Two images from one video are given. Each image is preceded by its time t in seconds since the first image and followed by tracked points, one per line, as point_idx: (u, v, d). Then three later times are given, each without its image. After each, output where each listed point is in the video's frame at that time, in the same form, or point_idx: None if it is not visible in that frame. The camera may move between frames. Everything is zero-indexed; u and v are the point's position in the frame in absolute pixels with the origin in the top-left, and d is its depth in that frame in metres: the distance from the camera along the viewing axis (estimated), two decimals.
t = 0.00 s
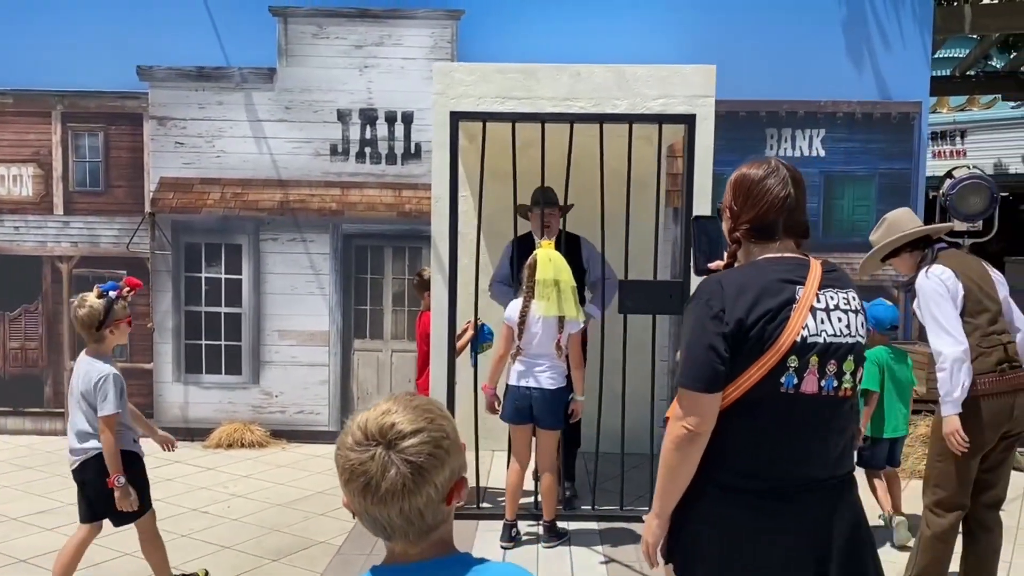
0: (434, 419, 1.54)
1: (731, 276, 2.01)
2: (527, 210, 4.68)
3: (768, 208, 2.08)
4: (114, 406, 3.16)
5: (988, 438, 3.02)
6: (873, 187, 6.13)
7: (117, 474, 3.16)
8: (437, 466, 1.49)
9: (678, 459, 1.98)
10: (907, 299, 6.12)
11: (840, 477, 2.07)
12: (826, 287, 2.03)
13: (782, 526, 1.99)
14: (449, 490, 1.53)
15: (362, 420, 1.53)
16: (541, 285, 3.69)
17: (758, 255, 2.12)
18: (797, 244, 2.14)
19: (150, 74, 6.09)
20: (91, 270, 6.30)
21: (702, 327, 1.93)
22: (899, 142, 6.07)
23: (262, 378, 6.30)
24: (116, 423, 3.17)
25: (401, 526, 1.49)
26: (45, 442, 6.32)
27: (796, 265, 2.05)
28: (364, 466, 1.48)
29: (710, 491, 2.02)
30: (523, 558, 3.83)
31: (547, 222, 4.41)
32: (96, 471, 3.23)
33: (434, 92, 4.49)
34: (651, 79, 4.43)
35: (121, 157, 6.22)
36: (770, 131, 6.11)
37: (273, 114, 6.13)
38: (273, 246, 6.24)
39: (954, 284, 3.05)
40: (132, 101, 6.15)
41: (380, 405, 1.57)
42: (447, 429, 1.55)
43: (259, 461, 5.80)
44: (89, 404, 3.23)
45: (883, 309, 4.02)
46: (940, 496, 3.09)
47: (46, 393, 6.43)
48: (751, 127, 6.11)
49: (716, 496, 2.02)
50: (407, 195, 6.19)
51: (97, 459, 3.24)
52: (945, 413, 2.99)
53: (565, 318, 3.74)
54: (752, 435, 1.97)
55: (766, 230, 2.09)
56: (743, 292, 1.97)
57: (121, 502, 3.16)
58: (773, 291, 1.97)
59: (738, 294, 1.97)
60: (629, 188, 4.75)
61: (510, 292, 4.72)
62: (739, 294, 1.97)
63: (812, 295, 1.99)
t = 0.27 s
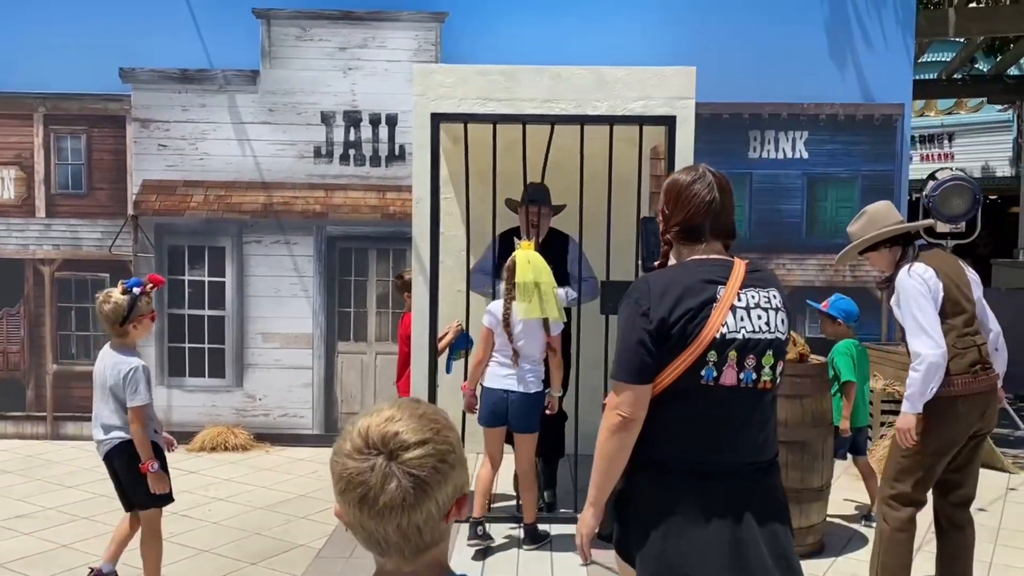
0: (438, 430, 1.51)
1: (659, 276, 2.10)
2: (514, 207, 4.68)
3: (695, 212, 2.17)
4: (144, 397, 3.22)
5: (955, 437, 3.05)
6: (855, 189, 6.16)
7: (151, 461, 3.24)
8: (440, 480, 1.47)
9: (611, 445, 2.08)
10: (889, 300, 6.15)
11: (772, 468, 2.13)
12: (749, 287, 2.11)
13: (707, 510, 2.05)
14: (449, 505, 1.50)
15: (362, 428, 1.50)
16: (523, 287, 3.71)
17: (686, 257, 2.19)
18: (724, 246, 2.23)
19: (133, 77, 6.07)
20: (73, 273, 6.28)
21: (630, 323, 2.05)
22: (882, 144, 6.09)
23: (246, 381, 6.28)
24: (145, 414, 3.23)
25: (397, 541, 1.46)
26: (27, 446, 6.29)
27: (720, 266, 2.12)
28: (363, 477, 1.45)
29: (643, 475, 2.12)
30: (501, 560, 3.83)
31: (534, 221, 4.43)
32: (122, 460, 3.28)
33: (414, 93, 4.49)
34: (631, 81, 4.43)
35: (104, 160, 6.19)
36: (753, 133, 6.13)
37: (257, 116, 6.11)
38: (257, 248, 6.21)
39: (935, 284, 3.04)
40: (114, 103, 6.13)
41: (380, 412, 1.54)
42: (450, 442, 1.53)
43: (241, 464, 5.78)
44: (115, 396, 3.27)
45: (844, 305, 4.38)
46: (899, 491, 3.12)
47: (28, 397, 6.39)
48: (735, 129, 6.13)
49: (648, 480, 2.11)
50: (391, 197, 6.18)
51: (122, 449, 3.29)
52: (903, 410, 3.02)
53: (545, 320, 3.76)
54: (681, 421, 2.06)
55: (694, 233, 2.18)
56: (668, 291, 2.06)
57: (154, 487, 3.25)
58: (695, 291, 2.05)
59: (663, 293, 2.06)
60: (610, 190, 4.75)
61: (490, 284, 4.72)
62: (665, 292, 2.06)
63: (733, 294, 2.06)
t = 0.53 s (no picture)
0: (484, 438, 1.51)
1: (607, 268, 2.24)
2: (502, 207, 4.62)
3: (645, 210, 2.27)
4: (147, 395, 3.24)
5: (922, 441, 3.06)
6: (846, 192, 6.15)
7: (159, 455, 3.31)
8: (483, 487, 1.46)
9: (559, 422, 2.23)
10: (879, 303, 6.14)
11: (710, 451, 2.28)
12: (692, 280, 2.23)
13: (643, 490, 2.19)
14: (490, 517, 1.49)
15: (406, 431, 1.49)
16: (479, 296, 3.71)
17: (636, 252, 2.31)
18: (674, 242, 2.33)
19: (120, 79, 6.04)
20: (61, 276, 6.24)
21: (577, 310, 2.19)
22: (872, 146, 6.08)
23: (234, 386, 6.23)
24: (150, 412, 3.26)
25: (434, 550, 1.44)
26: (14, 451, 6.25)
27: (666, 261, 2.25)
28: (405, 478, 1.44)
29: (587, 447, 2.28)
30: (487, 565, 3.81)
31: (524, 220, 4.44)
32: (124, 458, 3.29)
33: (401, 95, 4.46)
34: (619, 82, 4.41)
35: (91, 163, 6.16)
36: (744, 136, 6.12)
37: (245, 119, 6.08)
38: (245, 252, 6.18)
39: (907, 291, 3.04)
40: (102, 106, 6.09)
41: (426, 416, 1.54)
42: (496, 451, 1.52)
43: (229, 469, 5.74)
44: (117, 395, 3.26)
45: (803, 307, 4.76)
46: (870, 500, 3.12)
47: (14, 402, 6.34)
48: (725, 131, 6.12)
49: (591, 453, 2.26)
50: (380, 200, 6.15)
51: (121, 447, 3.28)
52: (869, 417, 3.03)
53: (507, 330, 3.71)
54: (626, 403, 2.20)
55: (644, 230, 2.29)
56: (614, 281, 2.19)
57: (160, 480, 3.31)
58: (639, 283, 2.18)
59: (609, 284, 2.19)
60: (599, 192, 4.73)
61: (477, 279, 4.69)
62: (611, 283, 2.19)
63: (676, 286, 2.19)
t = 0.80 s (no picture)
0: (524, 445, 1.56)
1: (610, 266, 2.26)
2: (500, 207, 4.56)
3: (645, 209, 2.31)
4: (148, 393, 3.23)
5: (892, 442, 3.12)
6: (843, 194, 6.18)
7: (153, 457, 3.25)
8: (524, 494, 1.51)
9: (564, 419, 2.24)
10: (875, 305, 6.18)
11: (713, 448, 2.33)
12: (693, 277, 2.28)
13: (655, 486, 2.22)
14: (527, 522, 1.54)
15: (448, 434, 1.54)
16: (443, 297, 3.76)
17: (637, 250, 2.35)
18: (674, 240, 2.38)
19: (120, 81, 6.05)
20: (60, 278, 6.24)
21: (582, 307, 2.21)
22: (869, 149, 6.12)
23: (233, 388, 6.24)
24: (147, 410, 3.23)
25: (475, 555, 1.48)
26: (13, 453, 6.24)
27: (667, 258, 2.29)
28: (448, 482, 1.48)
29: (592, 444, 2.28)
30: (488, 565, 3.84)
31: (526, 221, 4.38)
32: (124, 456, 3.29)
33: (401, 98, 4.48)
34: (618, 85, 4.43)
35: (90, 165, 6.16)
36: (742, 138, 6.15)
37: (244, 121, 6.09)
38: (244, 254, 6.19)
39: (884, 290, 3.07)
40: (101, 108, 6.10)
41: (467, 421, 1.59)
42: (533, 459, 1.58)
43: (228, 471, 5.75)
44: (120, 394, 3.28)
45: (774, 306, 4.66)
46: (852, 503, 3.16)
47: (13, 404, 6.35)
48: (723, 134, 6.15)
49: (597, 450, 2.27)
50: (380, 202, 6.16)
51: (124, 446, 3.29)
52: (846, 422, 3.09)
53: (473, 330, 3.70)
54: (635, 402, 2.21)
55: (644, 228, 2.33)
56: (618, 278, 2.22)
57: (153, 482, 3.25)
58: (643, 280, 2.22)
59: (613, 280, 2.22)
60: (597, 194, 4.75)
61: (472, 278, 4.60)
62: (615, 280, 2.22)
63: (678, 283, 2.24)
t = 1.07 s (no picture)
0: (545, 447, 1.61)
1: (663, 271, 2.27)
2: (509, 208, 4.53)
3: (692, 213, 2.33)
4: (159, 392, 3.23)
5: (895, 445, 3.11)
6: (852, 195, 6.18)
7: (164, 457, 3.23)
8: (544, 497, 1.56)
9: (626, 433, 2.22)
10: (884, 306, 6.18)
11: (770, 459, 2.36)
12: (744, 280, 2.31)
13: (720, 491, 2.25)
14: (549, 523, 1.59)
15: (469, 438, 1.60)
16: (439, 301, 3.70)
17: (684, 255, 2.36)
18: (719, 245, 2.40)
19: (129, 82, 6.06)
20: (68, 279, 6.25)
21: (641, 314, 2.21)
22: (878, 150, 6.12)
23: (242, 388, 6.24)
24: (158, 410, 3.23)
25: (498, 556, 1.54)
26: (22, 453, 6.25)
27: (717, 262, 2.31)
28: (470, 486, 1.54)
29: (652, 461, 2.28)
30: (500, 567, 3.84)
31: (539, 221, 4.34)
32: (138, 457, 3.29)
33: (413, 99, 4.49)
34: (630, 86, 4.43)
35: (99, 165, 6.17)
36: (750, 139, 6.16)
37: (253, 122, 6.10)
38: (254, 254, 6.19)
39: (881, 291, 3.03)
40: (110, 109, 6.11)
41: (489, 424, 1.64)
42: (555, 460, 1.62)
43: (238, 471, 5.75)
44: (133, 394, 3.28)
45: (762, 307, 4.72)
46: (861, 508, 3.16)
47: (22, 404, 6.36)
48: (731, 135, 6.16)
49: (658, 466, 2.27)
50: (388, 203, 6.17)
51: (138, 446, 3.29)
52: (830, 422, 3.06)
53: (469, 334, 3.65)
54: (695, 412, 2.23)
55: (690, 233, 2.34)
56: (673, 283, 2.24)
57: (168, 482, 3.24)
58: (699, 285, 2.23)
59: (668, 286, 2.24)
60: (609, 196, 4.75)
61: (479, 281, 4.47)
62: (670, 286, 2.24)
63: (732, 288, 2.26)
